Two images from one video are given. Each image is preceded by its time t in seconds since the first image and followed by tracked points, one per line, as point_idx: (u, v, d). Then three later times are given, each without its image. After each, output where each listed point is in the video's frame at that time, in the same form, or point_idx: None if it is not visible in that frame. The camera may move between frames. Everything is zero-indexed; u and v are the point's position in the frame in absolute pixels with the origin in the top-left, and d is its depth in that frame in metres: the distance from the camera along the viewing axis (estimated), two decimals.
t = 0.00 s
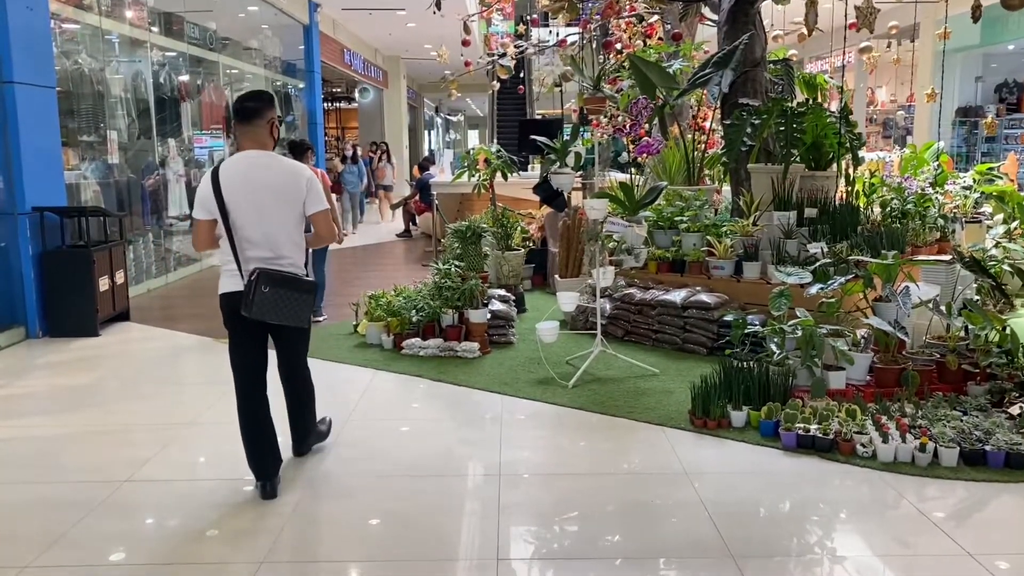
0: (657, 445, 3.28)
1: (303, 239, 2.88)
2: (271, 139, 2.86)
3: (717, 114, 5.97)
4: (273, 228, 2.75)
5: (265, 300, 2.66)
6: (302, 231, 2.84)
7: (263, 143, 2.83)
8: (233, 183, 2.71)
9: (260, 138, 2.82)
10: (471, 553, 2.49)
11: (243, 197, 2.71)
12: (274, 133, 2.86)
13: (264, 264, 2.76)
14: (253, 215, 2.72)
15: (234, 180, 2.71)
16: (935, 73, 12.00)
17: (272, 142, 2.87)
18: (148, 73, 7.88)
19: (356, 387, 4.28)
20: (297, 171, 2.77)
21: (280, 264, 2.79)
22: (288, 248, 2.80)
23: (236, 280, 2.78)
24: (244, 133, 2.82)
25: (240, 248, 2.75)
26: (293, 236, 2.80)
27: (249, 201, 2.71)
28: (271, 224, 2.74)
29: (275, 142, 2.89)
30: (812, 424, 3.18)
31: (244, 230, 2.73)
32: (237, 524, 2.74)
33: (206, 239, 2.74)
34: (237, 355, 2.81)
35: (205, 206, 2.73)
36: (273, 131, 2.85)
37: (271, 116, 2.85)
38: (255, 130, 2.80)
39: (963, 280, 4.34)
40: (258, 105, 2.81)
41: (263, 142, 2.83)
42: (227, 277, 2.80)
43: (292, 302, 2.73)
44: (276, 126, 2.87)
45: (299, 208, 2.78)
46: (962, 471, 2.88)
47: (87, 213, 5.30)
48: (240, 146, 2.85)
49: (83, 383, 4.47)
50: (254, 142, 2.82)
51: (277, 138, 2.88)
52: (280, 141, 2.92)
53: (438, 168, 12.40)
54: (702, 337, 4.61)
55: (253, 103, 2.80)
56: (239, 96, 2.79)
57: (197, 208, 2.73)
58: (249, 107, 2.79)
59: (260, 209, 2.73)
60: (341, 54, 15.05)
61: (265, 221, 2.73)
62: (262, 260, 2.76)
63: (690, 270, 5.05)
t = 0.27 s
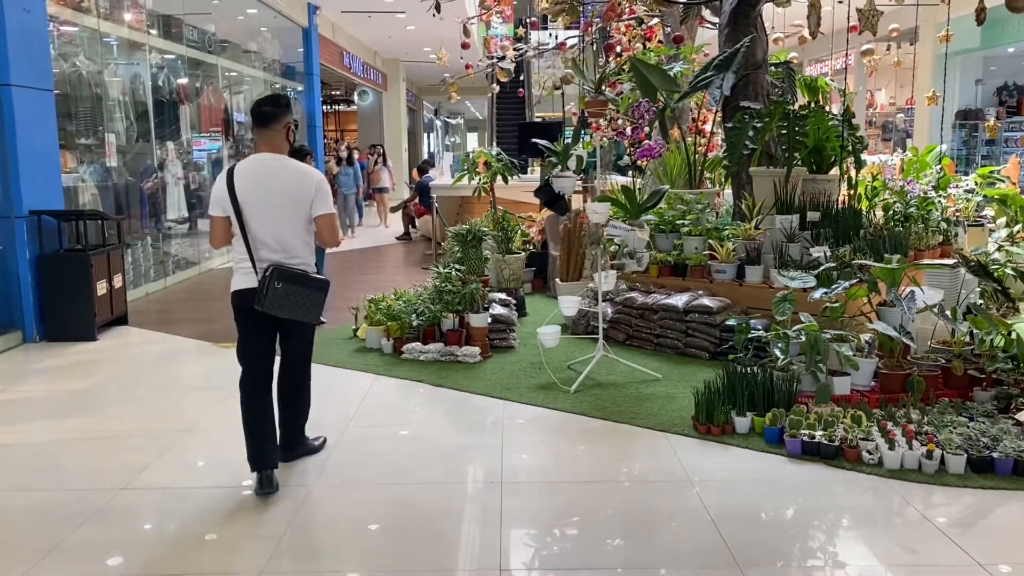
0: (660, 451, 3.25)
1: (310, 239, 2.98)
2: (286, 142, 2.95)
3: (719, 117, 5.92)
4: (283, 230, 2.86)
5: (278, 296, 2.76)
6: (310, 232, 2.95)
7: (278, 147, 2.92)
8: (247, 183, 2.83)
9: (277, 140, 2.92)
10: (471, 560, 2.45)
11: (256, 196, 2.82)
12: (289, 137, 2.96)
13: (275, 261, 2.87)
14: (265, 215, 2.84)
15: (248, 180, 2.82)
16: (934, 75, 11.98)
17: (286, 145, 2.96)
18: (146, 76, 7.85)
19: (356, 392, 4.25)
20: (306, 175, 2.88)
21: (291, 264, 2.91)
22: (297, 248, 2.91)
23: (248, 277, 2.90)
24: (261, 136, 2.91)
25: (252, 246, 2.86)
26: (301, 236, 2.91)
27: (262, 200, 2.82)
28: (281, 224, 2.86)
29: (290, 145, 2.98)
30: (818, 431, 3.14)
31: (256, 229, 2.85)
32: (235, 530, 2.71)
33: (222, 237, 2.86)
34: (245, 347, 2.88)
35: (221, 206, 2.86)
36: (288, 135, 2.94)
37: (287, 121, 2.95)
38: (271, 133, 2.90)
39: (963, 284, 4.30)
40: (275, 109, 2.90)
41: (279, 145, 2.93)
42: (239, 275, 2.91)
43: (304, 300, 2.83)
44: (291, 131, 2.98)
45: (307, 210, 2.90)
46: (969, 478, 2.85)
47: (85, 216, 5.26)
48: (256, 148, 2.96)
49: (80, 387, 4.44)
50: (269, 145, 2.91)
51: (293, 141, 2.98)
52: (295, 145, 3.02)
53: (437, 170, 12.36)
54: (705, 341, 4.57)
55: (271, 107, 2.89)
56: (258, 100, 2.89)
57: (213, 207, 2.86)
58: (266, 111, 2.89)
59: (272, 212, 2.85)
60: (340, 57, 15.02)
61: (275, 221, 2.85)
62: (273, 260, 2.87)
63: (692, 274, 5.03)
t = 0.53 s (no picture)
0: (665, 459, 3.18)
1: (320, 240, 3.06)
2: (301, 143, 3.03)
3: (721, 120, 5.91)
4: (294, 229, 2.95)
5: (288, 294, 2.86)
6: (320, 233, 3.03)
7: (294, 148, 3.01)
8: (261, 183, 2.90)
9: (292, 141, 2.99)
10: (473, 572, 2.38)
11: (269, 197, 2.91)
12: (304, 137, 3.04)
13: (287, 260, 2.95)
14: (277, 216, 2.92)
15: (262, 180, 2.91)
16: (934, 79, 11.94)
17: (301, 146, 3.04)
18: (143, 79, 7.78)
19: (355, 399, 4.18)
20: (320, 177, 2.97)
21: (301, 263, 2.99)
22: (307, 248, 2.99)
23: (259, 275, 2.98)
24: (276, 136, 2.98)
25: (264, 245, 2.95)
26: (312, 237, 2.99)
27: (275, 201, 2.91)
28: (292, 224, 2.94)
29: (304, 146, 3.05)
30: (826, 439, 3.08)
31: (268, 229, 2.93)
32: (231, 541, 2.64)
33: (236, 235, 2.94)
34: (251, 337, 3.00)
35: (234, 204, 2.94)
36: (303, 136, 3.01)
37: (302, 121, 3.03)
38: (288, 133, 2.97)
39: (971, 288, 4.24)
40: (291, 109, 2.96)
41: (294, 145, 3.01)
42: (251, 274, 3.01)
43: (314, 297, 2.90)
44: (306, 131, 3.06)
45: (318, 211, 2.98)
46: (982, 487, 2.78)
47: (80, 220, 5.19)
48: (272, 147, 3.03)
49: (74, 394, 4.37)
50: (285, 146, 2.99)
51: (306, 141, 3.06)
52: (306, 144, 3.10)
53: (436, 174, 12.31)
54: (709, 347, 4.51)
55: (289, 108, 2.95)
56: (275, 101, 2.95)
57: (227, 205, 2.94)
58: (283, 112, 2.94)
59: (284, 213, 2.93)
60: (338, 61, 14.96)
61: (287, 222, 2.93)
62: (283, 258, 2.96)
63: (695, 278, 4.97)
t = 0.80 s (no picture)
0: (670, 473, 3.11)
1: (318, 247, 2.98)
2: (304, 149, 2.99)
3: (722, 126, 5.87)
4: (285, 236, 2.91)
5: (265, 299, 2.86)
6: (315, 241, 2.94)
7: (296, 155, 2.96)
8: (256, 190, 2.92)
9: (293, 148, 2.96)
10: None
11: (261, 204, 2.91)
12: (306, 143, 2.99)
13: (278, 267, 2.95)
14: (268, 223, 2.91)
15: (257, 187, 2.92)
16: (932, 83, 11.93)
17: (303, 152, 2.99)
18: (137, 83, 7.71)
19: (352, 409, 4.10)
20: (313, 183, 2.88)
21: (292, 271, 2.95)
22: (300, 255, 2.93)
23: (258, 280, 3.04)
24: (280, 142, 2.95)
25: (259, 251, 2.97)
26: (303, 244, 2.93)
27: (266, 208, 2.89)
28: (282, 231, 2.91)
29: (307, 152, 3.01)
30: (835, 452, 3.01)
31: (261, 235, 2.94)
32: (224, 559, 2.56)
33: (239, 240, 3.04)
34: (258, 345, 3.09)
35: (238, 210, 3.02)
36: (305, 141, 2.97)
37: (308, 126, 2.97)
38: (289, 140, 2.93)
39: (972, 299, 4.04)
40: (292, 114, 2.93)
41: (297, 152, 2.97)
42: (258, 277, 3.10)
43: (294, 304, 2.87)
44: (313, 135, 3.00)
45: (310, 219, 2.89)
46: (996, 502, 2.71)
47: (72, 227, 5.11)
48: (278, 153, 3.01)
49: (65, 405, 4.28)
50: (286, 152, 2.95)
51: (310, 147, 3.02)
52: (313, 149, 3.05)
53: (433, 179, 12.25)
54: (711, 356, 4.45)
55: (289, 113, 2.91)
56: (278, 107, 2.91)
57: (233, 211, 3.03)
58: (285, 117, 2.90)
59: (275, 220, 2.90)
60: (334, 65, 14.90)
61: (277, 228, 2.90)
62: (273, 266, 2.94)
63: (697, 286, 4.91)
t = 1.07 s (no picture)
0: (671, 487, 3.05)
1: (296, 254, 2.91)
2: (291, 155, 2.94)
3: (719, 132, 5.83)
4: (263, 241, 2.90)
5: (237, 306, 2.88)
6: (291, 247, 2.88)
7: (283, 162, 2.93)
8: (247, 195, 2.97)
9: (280, 155, 2.93)
10: None
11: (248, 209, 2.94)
12: (294, 149, 2.94)
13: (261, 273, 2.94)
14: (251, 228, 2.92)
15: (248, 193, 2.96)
16: (926, 89, 11.93)
17: (291, 159, 2.94)
18: (129, 88, 7.63)
19: (346, 420, 4.03)
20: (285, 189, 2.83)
21: (274, 278, 2.93)
22: (278, 261, 2.90)
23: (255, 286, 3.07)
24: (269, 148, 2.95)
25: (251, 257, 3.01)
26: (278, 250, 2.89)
27: (250, 213, 2.92)
28: (261, 236, 2.90)
29: (297, 159, 2.96)
30: (839, 465, 2.95)
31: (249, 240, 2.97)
32: None
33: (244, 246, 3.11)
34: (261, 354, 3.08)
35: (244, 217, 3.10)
36: (288, 147, 2.93)
37: (294, 132, 2.92)
38: (273, 145, 2.92)
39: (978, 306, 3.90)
40: (277, 122, 2.91)
41: (285, 158, 2.94)
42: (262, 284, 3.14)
43: (263, 312, 2.84)
44: (302, 142, 2.94)
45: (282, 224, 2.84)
46: (1004, 517, 2.65)
47: (61, 234, 5.03)
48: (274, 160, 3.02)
49: (53, 417, 4.20)
50: (271, 158, 2.94)
51: (299, 154, 2.96)
52: (307, 155, 2.98)
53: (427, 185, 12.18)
54: (711, 365, 4.39)
55: (272, 121, 2.91)
56: (267, 113, 2.92)
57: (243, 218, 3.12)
58: (269, 122, 2.92)
59: (256, 225, 2.91)
60: (328, 71, 14.84)
61: (257, 234, 2.90)
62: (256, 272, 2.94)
63: (696, 293, 4.86)
